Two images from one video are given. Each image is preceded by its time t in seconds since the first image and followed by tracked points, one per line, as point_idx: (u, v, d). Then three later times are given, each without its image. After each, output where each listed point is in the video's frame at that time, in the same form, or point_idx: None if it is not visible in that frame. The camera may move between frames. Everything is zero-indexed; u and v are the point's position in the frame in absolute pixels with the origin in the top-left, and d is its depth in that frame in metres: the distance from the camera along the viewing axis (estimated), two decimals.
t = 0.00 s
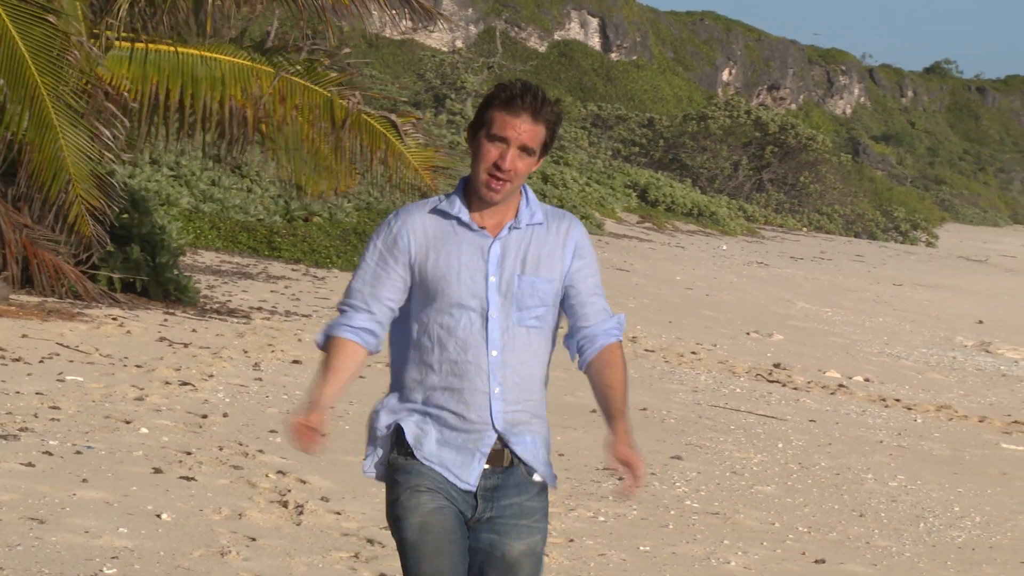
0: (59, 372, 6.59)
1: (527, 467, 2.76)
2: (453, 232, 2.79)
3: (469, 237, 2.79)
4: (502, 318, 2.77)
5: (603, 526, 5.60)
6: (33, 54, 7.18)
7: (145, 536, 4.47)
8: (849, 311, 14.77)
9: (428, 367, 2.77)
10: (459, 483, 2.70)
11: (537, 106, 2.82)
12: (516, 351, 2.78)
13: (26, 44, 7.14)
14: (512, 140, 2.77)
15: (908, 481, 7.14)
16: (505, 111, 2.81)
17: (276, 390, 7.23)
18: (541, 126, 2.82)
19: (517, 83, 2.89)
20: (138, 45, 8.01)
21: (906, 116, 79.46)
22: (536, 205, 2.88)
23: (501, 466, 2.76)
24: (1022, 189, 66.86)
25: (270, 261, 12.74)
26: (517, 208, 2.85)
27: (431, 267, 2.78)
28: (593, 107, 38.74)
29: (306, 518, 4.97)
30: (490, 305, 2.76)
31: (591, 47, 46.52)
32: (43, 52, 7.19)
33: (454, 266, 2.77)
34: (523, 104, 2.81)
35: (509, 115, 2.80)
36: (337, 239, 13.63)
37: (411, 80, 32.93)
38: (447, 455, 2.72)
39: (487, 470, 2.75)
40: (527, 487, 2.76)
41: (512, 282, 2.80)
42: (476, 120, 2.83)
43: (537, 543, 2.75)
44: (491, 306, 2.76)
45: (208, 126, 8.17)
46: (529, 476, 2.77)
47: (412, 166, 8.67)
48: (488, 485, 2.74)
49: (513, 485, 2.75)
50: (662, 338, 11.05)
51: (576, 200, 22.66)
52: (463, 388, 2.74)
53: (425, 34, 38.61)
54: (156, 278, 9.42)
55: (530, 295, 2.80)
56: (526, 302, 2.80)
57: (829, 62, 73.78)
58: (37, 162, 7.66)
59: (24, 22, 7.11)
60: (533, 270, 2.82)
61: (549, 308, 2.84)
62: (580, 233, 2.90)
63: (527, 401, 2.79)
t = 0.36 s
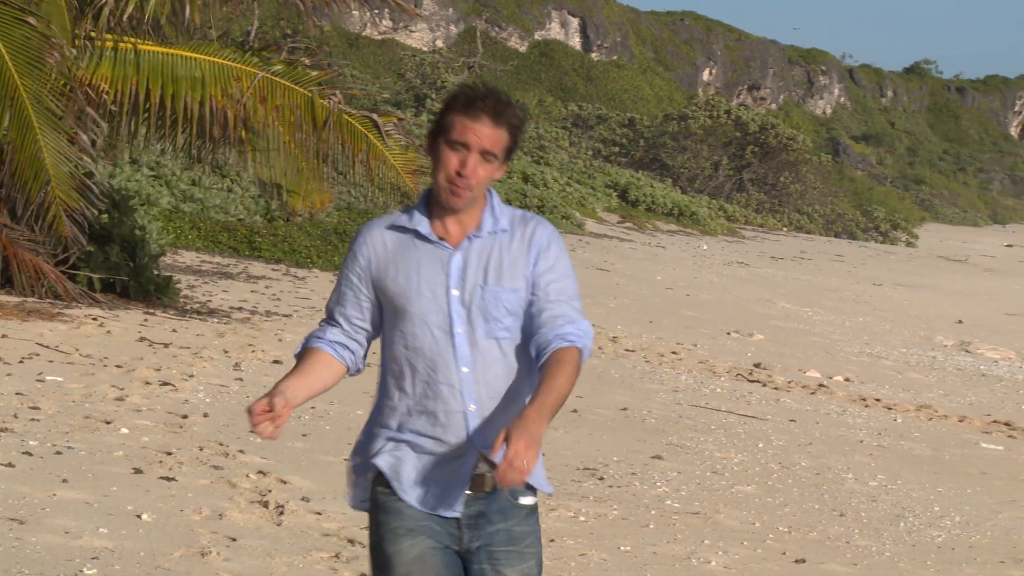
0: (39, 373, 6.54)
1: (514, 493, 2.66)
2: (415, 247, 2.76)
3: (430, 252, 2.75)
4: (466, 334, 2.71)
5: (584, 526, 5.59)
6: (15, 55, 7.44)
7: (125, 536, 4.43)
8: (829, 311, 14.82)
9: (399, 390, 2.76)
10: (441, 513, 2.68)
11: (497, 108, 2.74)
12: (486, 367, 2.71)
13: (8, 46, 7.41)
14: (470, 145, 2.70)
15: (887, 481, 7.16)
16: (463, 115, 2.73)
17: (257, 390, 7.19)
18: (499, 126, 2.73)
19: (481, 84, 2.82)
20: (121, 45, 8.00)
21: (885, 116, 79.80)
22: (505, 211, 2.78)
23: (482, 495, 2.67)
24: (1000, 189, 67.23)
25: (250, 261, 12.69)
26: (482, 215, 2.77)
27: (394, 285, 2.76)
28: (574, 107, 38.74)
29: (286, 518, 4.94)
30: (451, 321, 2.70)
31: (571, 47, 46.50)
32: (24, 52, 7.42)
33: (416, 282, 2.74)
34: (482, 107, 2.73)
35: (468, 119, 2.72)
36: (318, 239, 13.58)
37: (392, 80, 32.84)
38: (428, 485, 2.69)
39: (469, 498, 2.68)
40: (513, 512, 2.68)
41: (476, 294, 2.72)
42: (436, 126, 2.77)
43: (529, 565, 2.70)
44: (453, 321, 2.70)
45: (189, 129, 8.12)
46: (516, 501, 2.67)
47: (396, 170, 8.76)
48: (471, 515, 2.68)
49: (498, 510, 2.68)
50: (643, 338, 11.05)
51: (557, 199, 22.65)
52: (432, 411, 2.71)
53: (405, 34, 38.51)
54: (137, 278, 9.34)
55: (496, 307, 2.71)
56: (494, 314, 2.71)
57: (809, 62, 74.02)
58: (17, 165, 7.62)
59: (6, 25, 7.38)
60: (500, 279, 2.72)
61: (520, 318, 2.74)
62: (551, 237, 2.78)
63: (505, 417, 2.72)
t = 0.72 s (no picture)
0: (19, 374, 6.49)
1: (472, 479, 2.63)
2: (383, 232, 2.67)
3: (400, 239, 2.65)
4: (435, 324, 2.63)
5: (566, 527, 5.59)
6: None
7: (107, 538, 4.41)
8: (809, 312, 14.87)
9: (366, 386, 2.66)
10: (399, 515, 2.59)
11: (470, 83, 2.72)
12: (454, 360, 2.64)
13: None
14: (444, 121, 2.67)
15: (868, 482, 7.19)
16: (434, 88, 2.70)
17: (238, 391, 7.16)
18: (476, 104, 2.72)
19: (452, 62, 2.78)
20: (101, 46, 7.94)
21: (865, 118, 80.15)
22: (476, 198, 2.72)
23: (441, 491, 2.61)
24: (981, 190, 67.59)
25: (231, 262, 12.65)
26: (455, 203, 2.71)
27: (362, 273, 2.66)
28: (556, 108, 38.76)
29: (267, 520, 4.91)
30: (420, 311, 2.61)
31: (553, 49, 46.51)
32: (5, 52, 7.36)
33: (384, 270, 2.64)
34: (455, 81, 2.70)
35: (440, 93, 2.69)
36: (299, 240, 13.55)
37: (374, 81, 32.78)
38: (385, 484, 2.60)
39: (427, 496, 2.60)
40: (476, 497, 2.63)
41: (446, 284, 2.64)
42: (407, 103, 2.74)
43: (497, 544, 2.64)
44: (422, 312, 2.61)
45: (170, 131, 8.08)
46: (477, 486, 2.64)
47: (376, 170, 8.75)
48: (433, 512, 2.60)
49: (459, 502, 2.62)
50: (625, 339, 11.07)
51: (539, 201, 22.67)
52: (399, 409, 2.61)
53: (386, 35, 38.43)
54: (118, 279, 9.30)
55: (466, 298, 2.64)
56: (462, 306, 2.65)
57: (790, 63, 74.27)
58: None
59: None
60: (470, 270, 2.66)
61: (490, 312, 2.68)
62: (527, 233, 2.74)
63: (471, 414, 2.64)
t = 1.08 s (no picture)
0: (3, 375, 6.46)
1: (478, 512, 2.57)
2: (390, 253, 2.56)
3: (408, 263, 2.56)
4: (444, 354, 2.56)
5: (551, 529, 5.58)
6: None
7: (91, 538, 4.38)
8: (794, 313, 14.91)
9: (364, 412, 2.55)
10: (396, 548, 2.52)
11: (484, 101, 2.62)
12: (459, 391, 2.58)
13: None
14: (456, 142, 2.57)
15: (853, 482, 7.21)
16: (447, 107, 2.61)
17: (223, 393, 7.13)
18: (489, 124, 2.63)
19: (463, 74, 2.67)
20: (85, 46, 7.93)
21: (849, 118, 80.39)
22: (486, 222, 2.64)
23: (445, 522, 2.56)
24: (964, 191, 67.88)
25: (215, 262, 12.61)
26: (465, 225, 2.63)
27: (367, 296, 2.56)
28: (541, 109, 38.74)
29: (252, 521, 4.89)
30: (428, 341, 2.53)
31: (538, 50, 46.49)
32: None
33: (391, 293, 2.55)
34: (469, 100, 2.61)
35: (454, 113, 2.60)
36: (284, 241, 13.52)
37: (358, 82, 32.71)
38: (379, 518, 2.51)
39: (430, 527, 2.54)
40: (479, 532, 2.57)
41: (455, 311, 2.57)
42: (417, 119, 2.63)
43: None
44: (430, 342, 2.53)
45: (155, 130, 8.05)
46: (481, 521, 2.58)
47: (360, 170, 8.71)
48: (434, 543, 2.54)
49: (462, 536, 2.55)
50: (610, 340, 11.07)
51: (524, 202, 22.66)
52: (398, 439, 2.52)
53: (371, 36, 38.35)
54: (102, 280, 9.26)
55: (474, 328, 2.59)
56: (470, 335, 2.59)
57: (775, 64, 74.40)
58: None
59: None
60: (480, 299, 2.60)
61: (497, 341, 2.64)
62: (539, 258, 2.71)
63: (474, 447, 2.59)
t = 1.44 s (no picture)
0: None
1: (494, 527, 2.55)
2: (400, 246, 2.61)
3: (417, 256, 2.59)
4: (458, 349, 2.54)
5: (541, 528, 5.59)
6: None
7: (80, 538, 4.37)
8: (783, 312, 14.92)
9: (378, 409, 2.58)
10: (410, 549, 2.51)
11: (457, 69, 2.64)
12: (478, 388, 2.55)
13: None
14: (451, 115, 2.59)
15: (842, 482, 7.22)
16: (427, 87, 2.62)
17: (213, 392, 7.12)
18: (473, 87, 2.64)
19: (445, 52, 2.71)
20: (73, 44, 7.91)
21: (839, 117, 80.48)
22: (504, 216, 2.63)
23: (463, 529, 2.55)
24: (954, 191, 68.04)
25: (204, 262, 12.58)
26: (481, 217, 2.63)
27: (376, 291, 2.60)
28: (530, 108, 38.69)
29: (242, 520, 4.88)
30: (440, 334, 2.54)
31: (527, 49, 46.41)
32: None
33: (401, 288, 2.58)
34: (443, 71, 2.63)
35: (434, 89, 2.62)
36: (274, 240, 13.49)
37: (347, 81, 32.62)
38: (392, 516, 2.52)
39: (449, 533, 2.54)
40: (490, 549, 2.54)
41: (470, 306, 2.56)
42: (405, 111, 2.67)
43: None
44: (445, 336, 2.54)
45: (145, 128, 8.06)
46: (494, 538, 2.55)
47: (349, 166, 8.75)
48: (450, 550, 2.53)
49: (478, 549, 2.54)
50: (600, 340, 11.07)
51: (513, 202, 22.63)
52: (414, 435, 2.53)
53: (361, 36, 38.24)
54: (91, 280, 9.23)
55: (492, 323, 2.56)
56: (489, 331, 2.56)
57: (764, 64, 74.42)
58: None
59: None
60: (495, 293, 2.57)
61: (517, 337, 2.59)
62: (556, 250, 2.64)
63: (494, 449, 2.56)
